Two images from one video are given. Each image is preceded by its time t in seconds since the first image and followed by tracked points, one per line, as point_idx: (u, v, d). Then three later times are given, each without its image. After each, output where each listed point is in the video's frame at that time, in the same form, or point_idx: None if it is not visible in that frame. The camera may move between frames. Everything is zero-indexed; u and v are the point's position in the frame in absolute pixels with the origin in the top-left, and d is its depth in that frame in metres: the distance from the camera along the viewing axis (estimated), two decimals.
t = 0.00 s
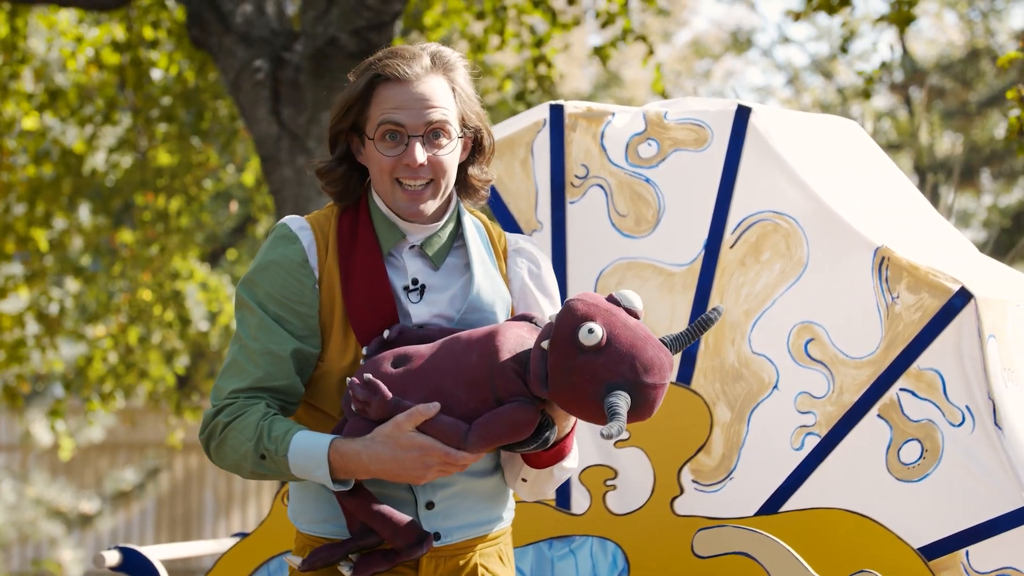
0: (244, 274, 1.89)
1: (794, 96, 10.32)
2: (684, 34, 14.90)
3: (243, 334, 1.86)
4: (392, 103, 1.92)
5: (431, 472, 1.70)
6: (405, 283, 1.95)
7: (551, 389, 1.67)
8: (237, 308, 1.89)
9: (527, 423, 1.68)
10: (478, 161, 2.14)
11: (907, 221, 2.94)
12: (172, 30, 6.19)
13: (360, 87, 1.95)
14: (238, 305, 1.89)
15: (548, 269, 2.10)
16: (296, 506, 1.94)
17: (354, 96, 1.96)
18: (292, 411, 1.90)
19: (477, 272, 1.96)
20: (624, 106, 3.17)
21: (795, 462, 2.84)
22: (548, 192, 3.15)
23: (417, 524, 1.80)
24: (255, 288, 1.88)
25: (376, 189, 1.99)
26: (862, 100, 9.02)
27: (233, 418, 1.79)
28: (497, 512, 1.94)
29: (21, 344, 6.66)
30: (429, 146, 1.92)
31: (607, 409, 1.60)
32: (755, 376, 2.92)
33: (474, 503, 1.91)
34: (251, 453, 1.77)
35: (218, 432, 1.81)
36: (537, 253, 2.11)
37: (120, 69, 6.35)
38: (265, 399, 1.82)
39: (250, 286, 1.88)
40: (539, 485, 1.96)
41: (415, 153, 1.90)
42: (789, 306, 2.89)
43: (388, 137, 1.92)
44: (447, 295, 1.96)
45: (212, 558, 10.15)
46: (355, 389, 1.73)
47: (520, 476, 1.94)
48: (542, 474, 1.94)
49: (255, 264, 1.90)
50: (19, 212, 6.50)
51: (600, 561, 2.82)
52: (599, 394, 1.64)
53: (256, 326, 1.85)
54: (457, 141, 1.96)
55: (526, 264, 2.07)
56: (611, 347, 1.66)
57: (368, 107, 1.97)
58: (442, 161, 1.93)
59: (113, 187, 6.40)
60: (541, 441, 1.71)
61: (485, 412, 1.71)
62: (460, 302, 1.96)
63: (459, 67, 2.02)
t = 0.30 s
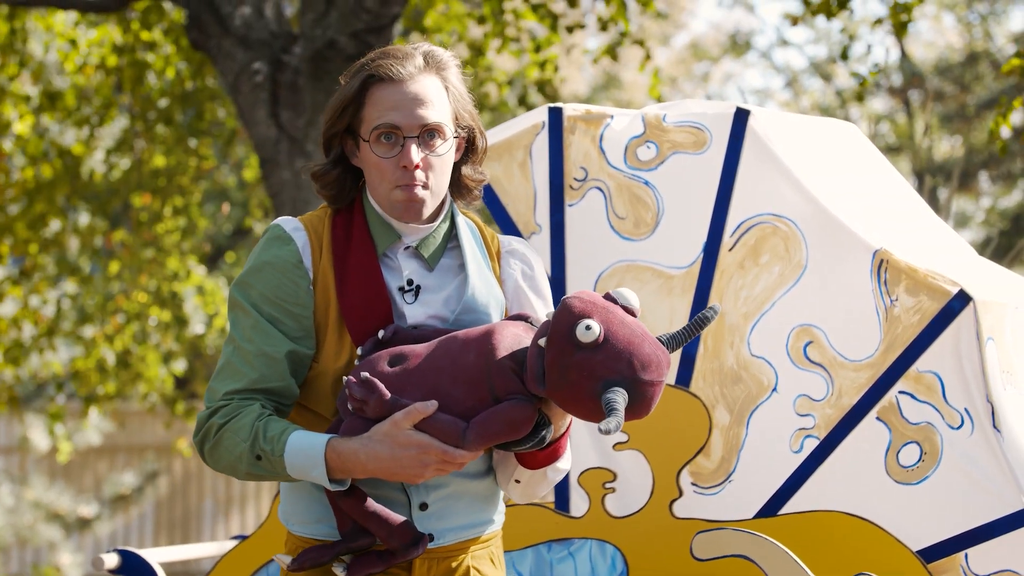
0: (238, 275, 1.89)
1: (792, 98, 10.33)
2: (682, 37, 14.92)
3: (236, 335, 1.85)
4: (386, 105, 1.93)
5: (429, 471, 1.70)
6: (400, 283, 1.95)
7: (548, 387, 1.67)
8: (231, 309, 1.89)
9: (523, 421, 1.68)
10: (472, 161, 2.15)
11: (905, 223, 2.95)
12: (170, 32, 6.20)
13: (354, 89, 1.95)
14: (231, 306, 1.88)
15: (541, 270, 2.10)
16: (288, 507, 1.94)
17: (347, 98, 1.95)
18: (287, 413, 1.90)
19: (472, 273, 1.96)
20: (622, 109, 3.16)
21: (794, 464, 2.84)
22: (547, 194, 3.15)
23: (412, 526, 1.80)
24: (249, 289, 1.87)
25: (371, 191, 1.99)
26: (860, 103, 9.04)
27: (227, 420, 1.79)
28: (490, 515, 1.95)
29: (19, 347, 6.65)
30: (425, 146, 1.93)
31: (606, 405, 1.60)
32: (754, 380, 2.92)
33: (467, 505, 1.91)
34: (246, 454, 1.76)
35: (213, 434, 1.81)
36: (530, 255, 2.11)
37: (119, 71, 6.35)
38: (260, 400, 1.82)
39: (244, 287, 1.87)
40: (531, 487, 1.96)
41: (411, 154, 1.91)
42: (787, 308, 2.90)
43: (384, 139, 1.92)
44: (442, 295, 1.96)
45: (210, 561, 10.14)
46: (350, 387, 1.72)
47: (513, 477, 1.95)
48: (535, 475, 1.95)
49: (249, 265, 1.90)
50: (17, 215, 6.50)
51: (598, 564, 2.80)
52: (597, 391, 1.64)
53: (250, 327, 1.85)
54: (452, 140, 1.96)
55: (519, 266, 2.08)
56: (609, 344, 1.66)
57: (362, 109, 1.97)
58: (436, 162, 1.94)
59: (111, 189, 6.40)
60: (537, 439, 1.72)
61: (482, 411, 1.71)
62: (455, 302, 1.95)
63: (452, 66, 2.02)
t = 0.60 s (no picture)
0: (232, 286, 1.88)
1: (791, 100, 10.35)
2: (681, 38, 14.91)
3: (232, 347, 1.85)
4: (375, 114, 1.92)
5: (430, 483, 1.70)
6: (395, 290, 1.95)
7: (546, 399, 1.67)
8: (225, 320, 1.89)
9: (523, 432, 1.68)
10: (462, 164, 2.14)
11: (905, 225, 2.95)
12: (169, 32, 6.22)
13: (342, 98, 1.94)
14: (226, 317, 1.88)
15: (536, 270, 2.10)
16: (286, 510, 1.94)
17: (336, 106, 1.95)
18: (284, 422, 1.90)
19: (467, 279, 1.96)
20: (622, 109, 3.16)
21: (794, 464, 2.84)
22: (547, 195, 3.15)
23: (412, 532, 1.80)
24: (244, 301, 1.87)
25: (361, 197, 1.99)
26: (859, 105, 9.06)
27: (226, 433, 1.79)
28: (488, 515, 1.95)
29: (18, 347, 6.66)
30: (414, 155, 1.92)
31: (604, 418, 1.60)
32: (754, 380, 2.93)
33: (466, 506, 1.92)
34: (246, 468, 1.77)
35: (211, 447, 1.81)
36: (525, 255, 2.10)
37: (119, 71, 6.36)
38: (258, 412, 1.82)
39: (239, 299, 1.87)
40: (529, 488, 1.96)
41: (401, 164, 1.90)
42: (786, 311, 2.90)
43: (373, 148, 1.92)
44: (437, 301, 1.96)
45: (210, 562, 10.15)
46: (349, 401, 1.72)
47: (511, 479, 1.94)
48: (534, 477, 1.94)
49: (243, 275, 1.89)
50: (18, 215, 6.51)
51: (598, 564, 2.79)
52: (595, 403, 1.63)
53: (244, 339, 1.85)
54: (441, 148, 1.96)
55: (514, 267, 2.07)
56: (606, 355, 1.65)
57: (350, 118, 1.96)
58: (426, 170, 1.94)
59: (111, 188, 6.41)
60: (537, 448, 1.73)
61: (482, 422, 1.72)
62: (450, 307, 1.96)
63: (440, 72, 2.01)
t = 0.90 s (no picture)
0: (230, 292, 1.89)
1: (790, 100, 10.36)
2: (681, 38, 14.91)
3: (231, 353, 1.86)
4: (377, 121, 1.92)
5: (429, 489, 1.70)
6: (394, 296, 1.96)
7: (546, 406, 1.67)
8: (225, 326, 1.90)
9: (523, 439, 1.69)
10: (463, 170, 2.15)
11: (904, 225, 2.95)
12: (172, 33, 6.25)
13: (344, 102, 1.94)
14: (225, 323, 1.89)
15: (535, 276, 2.11)
16: (285, 514, 1.95)
17: (338, 111, 1.95)
18: (283, 428, 1.91)
19: (466, 285, 1.97)
20: (622, 110, 3.17)
21: (794, 464, 2.85)
22: (547, 195, 3.16)
23: (411, 538, 1.80)
24: (243, 307, 1.88)
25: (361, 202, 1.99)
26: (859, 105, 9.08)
27: (226, 439, 1.80)
28: (486, 520, 1.96)
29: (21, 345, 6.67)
30: (415, 162, 1.92)
31: (603, 425, 1.60)
32: (754, 380, 2.93)
33: (464, 510, 1.92)
34: (246, 474, 1.77)
35: (211, 453, 1.82)
36: (524, 261, 2.11)
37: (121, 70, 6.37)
38: (257, 418, 1.83)
39: (238, 305, 1.88)
40: (528, 494, 1.97)
41: (402, 171, 1.91)
42: (786, 312, 2.90)
43: (374, 155, 1.92)
44: (437, 307, 1.97)
45: (211, 560, 10.16)
46: (349, 408, 1.73)
47: (510, 485, 1.95)
48: (532, 482, 1.95)
49: (242, 280, 1.90)
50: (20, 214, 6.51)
51: (598, 564, 2.80)
52: (593, 411, 1.64)
53: (243, 345, 1.85)
54: (442, 155, 1.96)
55: (513, 273, 2.08)
56: (605, 363, 1.66)
57: (352, 123, 1.96)
58: (427, 178, 1.94)
59: (113, 187, 6.42)
60: (537, 455, 1.73)
61: (482, 428, 1.72)
62: (450, 313, 1.97)
63: (442, 78, 2.02)
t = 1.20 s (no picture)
0: (230, 292, 1.91)
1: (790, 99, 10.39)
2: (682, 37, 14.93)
3: (231, 352, 1.88)
4: (377, 122, 1.94)
5: (428, 487, 1.72)
6: (394, 296, 1.97)
7: (545, 404, 1.69)
8: (225, 325, 1.91)
9: (522, 438, 1.70)
10: (463, 170, 2.16)
11: (904, 225, 2.97)
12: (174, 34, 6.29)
13: (344, 103, 1.95)
14: (225, 322, 1.91)
15: (534, 278, 2.13)
16: (284, 514, 1.96)
17: (338, 111, 1.96)
18: (283, 427, 1.92)
19: (465, 285, 1.98)
20: (621, 109, 3.18)
21: (793, 462, 2.86)
22: (547, 194, 3.17)
23: (410, 537, 1.82)
24: (243, 306, 1.89)
25: (360, 202, 2.01)
26: (858, 104, 9.12)
27: (225, 437, 1.82)
28: (484, 519, 1.97)
29: (25, 344, 6.70)
30: (416, 163, 1.94)
31: (601, 423, 1.61)
32: (753, 378, 2.95)
33: (463, 511, 1.94)
34: (245, 472, 1.79)
35: (210, 452, 1.83)
36: (523, 261, 2.13)
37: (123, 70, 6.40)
38: (256, 417, 1.84)
39: (237, 305, 1.89)
40: (527, 494, 1.97)
41: (403, 172, 1.92)
42: (785, 311, 2.92)
43: (375, 155, 1.93)
44: (436, 307, 1.99)
45: (212, 557, 10.18)
46: (348, 406, 1.74)
47: (509, 485, 1.96)
48: (531, 482, 1.96)
49: (241, 280, 1.91)
50: (23, 212, 6.54)
51: (598, 561, 2.79)
52: (592, 409, 1.65)
53: (243, 344, 1.87)
54: (442, 156, 1.98)
55: (512, 274, 2.10)
56: (604, 361, 1.67)
57: (352, 123, 1.97)
58: (427, 179, 1.96)
59: (117, 186, 6.45)
60: (536, 454, 1.74)
61: (481, 427, 1.74)
62: (449, 313, 1.99)
63: (443, 78, 2.03)
